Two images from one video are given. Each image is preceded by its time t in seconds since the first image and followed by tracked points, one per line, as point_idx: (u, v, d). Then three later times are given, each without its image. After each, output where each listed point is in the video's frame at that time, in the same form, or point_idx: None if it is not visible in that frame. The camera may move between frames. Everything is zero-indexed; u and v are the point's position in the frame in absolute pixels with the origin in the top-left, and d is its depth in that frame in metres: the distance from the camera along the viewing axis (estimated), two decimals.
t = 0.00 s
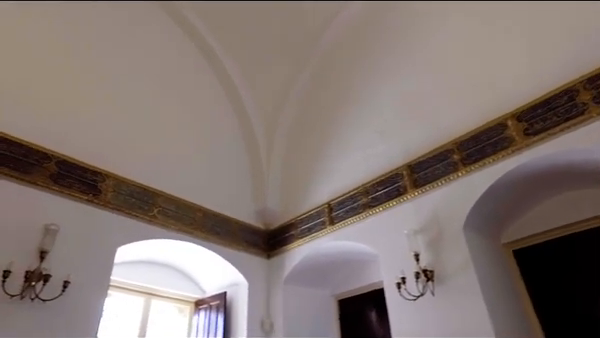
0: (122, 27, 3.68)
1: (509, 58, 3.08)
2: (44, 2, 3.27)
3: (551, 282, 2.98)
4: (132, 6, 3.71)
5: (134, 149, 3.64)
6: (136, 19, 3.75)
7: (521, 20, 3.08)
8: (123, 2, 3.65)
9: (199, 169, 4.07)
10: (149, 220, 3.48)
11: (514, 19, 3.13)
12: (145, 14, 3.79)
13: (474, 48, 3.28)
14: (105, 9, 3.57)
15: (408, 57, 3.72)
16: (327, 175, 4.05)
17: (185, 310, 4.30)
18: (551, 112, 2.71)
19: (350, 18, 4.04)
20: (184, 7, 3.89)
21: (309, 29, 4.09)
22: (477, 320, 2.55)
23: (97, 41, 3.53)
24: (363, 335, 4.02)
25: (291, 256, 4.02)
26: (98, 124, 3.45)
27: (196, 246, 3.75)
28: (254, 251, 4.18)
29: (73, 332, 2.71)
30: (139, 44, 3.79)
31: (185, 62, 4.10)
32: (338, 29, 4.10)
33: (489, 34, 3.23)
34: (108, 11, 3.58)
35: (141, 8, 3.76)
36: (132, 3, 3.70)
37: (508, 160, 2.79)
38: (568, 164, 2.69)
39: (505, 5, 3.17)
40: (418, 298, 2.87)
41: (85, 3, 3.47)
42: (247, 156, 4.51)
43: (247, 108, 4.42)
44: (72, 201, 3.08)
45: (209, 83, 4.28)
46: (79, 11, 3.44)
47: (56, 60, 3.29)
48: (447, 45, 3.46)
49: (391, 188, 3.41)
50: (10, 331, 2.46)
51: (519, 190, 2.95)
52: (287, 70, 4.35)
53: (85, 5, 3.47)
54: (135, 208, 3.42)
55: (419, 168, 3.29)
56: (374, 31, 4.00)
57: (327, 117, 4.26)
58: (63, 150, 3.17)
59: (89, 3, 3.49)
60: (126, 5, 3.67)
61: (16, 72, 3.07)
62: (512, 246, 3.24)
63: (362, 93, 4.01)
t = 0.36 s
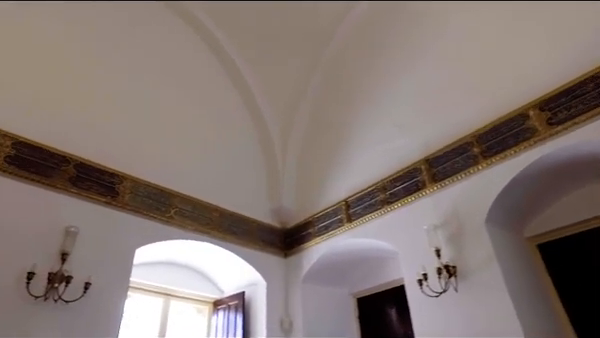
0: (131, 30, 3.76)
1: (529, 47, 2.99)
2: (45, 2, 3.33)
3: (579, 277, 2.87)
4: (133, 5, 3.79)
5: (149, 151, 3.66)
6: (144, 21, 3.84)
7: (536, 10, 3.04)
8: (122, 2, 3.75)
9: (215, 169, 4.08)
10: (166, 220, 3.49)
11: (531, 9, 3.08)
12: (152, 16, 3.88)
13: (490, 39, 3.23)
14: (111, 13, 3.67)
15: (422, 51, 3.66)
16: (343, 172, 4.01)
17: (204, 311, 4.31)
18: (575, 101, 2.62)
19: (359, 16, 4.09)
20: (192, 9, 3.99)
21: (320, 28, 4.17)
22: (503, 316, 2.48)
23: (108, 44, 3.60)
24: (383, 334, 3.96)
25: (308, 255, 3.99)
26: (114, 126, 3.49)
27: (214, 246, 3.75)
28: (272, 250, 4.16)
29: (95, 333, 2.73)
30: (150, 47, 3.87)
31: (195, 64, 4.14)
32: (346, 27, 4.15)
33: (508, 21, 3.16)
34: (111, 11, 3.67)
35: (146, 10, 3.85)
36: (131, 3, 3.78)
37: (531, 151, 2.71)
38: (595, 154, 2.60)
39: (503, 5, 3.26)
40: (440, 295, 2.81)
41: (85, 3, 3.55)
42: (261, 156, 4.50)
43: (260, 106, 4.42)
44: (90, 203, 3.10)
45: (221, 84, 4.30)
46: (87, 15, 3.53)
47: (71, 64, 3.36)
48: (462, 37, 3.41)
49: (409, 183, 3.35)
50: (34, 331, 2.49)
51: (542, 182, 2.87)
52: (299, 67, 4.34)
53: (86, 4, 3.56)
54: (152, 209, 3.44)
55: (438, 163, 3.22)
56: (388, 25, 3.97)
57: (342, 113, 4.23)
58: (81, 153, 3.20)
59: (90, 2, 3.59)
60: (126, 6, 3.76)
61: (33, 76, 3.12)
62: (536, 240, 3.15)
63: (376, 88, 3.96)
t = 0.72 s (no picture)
0: (142, 31, 3.77)
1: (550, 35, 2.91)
2: (45, 2, 3.29)
3: None
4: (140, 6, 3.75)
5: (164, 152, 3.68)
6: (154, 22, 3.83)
7: None
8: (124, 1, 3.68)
9: (229, 168, 4.07)
10: (183, 220, 3.49)
11: (539, 5, 3.08)
12: (161, 16, 3.85)
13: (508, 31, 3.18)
14: (124, 16, 3.68)
15: (439, 44, 3.62)
16: (359, 168, 3.96)
17: (222, 310, 4.30)
18: None
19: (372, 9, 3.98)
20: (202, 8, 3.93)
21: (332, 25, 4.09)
22: (530, 311, 2.40)
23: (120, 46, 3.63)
24: (403, 332, 3.92)
25: (326, 253, 3.95)
26: (128, 128, 3.52)
27: (231, 246, 3.74)
28: (289, 249, 4.14)
29: (116, 332, 2.75)
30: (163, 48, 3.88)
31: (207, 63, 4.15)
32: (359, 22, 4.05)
33: (528, 10, 3.11)
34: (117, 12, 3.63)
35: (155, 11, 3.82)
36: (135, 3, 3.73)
37: (555, 140, 2.62)
38: None
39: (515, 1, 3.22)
40: (463, 290, 2.74)
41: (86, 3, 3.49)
42: (275, 154, 4.48)
43: (273, 104, 4.39)
44: (108, 204, 3.12)
45: (232, 83, 4.30)
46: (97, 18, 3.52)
47: (85, 67, 3.40)
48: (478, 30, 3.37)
49: (427, 178, 3.29)
50: (56, 331, 2.52)
51: (567, 173, 2.77)
52: (312, 64, 4.30)
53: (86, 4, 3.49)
54: (169, 209, 3.45)
55: (456, 156, 3.15)
56: (403, 18, 3.90)
57: (356, 109, 4.18)
58: (97, 155, 3.23)
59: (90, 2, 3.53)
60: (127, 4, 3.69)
61: (49, 81, 3.17)
62: (562, 233, 3.03)
63: (391, 83, 3.92)
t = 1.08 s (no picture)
0: (151, 31, 3.77)
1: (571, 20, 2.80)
2: (59, 7, 3.32)
3: None
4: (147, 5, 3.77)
5: (178, 151, 3.68)
6: (163, 22, 3.84)
7: None
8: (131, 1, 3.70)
9: (244, 167, 4.06)
10: (199, 220, 3.48)
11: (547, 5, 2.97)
12: (168, 15, 3.87)
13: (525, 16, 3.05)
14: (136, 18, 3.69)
15: (454, 33, 3.49)
16: (375, 164, 3.90)
17: (240, 310, 4.29)
18: None
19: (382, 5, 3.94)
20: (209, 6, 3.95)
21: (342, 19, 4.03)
22: (558, 307, 2.31)
23: (131, 47, 3.64)
24: (423, 329, 3.90)
25: (343, 250, 3.90)
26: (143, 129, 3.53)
27: (247, 245, 3.72)
28: (305, 247, 4.10)
29: (136, 332, 2.75)
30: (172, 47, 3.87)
31: (218, 61, 4.12)
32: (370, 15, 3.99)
33: None
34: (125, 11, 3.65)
35: (163, 10, 3.85)
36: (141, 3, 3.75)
37: (580, 129, 2.52)
38: None
39: None
40: (487, 286, 2.66)
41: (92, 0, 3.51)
42: (289, 151, 4.45)
43: (285, 101, 4.34)
44: (124, 205, 3.12)
45: (244, 81, 4.27)
46: (106, 19, 3.55)
47: (99, 70, 3.42)
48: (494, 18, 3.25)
49: (445, 171, 3.22)
50: (77, 332, 2.53)
51: (594, 162, 2.66)
52: (323, 59, 4.24)
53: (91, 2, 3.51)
54: (184, 209, 3.44)
55: (475, 147, 3.07)
56: (415, 10, 3.81)
57: (371, 103, 4.11)
58: (113, 157, 3.24)
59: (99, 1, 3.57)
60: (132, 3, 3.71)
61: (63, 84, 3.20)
62: (589, 225, 2.91)
63: (405, 74, 3.82)
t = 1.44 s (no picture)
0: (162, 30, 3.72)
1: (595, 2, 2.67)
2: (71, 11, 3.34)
3: None
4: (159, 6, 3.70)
5: (193, 152, 3.68)
6: (174, 22, 3.78)
7: None
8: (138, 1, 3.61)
9: (258, 166, 4.04)
10: (216, 220, 3.48)
11: None
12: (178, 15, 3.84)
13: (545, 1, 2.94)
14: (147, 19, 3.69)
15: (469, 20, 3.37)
16: (391, 159, 3.84)
17: (258, 309, 4.27)
18: None
19: None
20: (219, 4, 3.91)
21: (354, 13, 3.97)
22: (588, 301, 2.22)
23: (143, 47, 3.62)
24: (441, 320, 3.93)
25: (361, 247, 3.86)
26: (158, 131, 3.55)
27: (264, 243, 3.71)
28: (323, 245, 4.06)
29: (158, 332, 2.77)
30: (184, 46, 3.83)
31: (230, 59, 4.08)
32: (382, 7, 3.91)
33: None
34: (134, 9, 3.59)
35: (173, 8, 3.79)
36: (148, 3, 3.64)
37: None
38: None
39: None
40: (511, 280, 2.58)
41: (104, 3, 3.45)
42: (304, 149, 4.42)
43: (298, 97, 4.29)
44: (141, 207, 3.14)
45: (256, 78, 4.23)
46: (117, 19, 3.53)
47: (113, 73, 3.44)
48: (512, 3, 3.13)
49: (464, 164, 3.14)
50: (99, 333, 2.55)
51: None
52: (336, 54, 4.18)
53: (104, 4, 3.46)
54: (201, 209, 3.44)
55: (495, 139, 2.98)
56: None
57: (386, 96, 4.03)
58: (129, 159, 3.26)
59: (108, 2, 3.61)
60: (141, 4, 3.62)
61: (79, 88, 3.23)
62: None
63: (420, 65, 3.73)
